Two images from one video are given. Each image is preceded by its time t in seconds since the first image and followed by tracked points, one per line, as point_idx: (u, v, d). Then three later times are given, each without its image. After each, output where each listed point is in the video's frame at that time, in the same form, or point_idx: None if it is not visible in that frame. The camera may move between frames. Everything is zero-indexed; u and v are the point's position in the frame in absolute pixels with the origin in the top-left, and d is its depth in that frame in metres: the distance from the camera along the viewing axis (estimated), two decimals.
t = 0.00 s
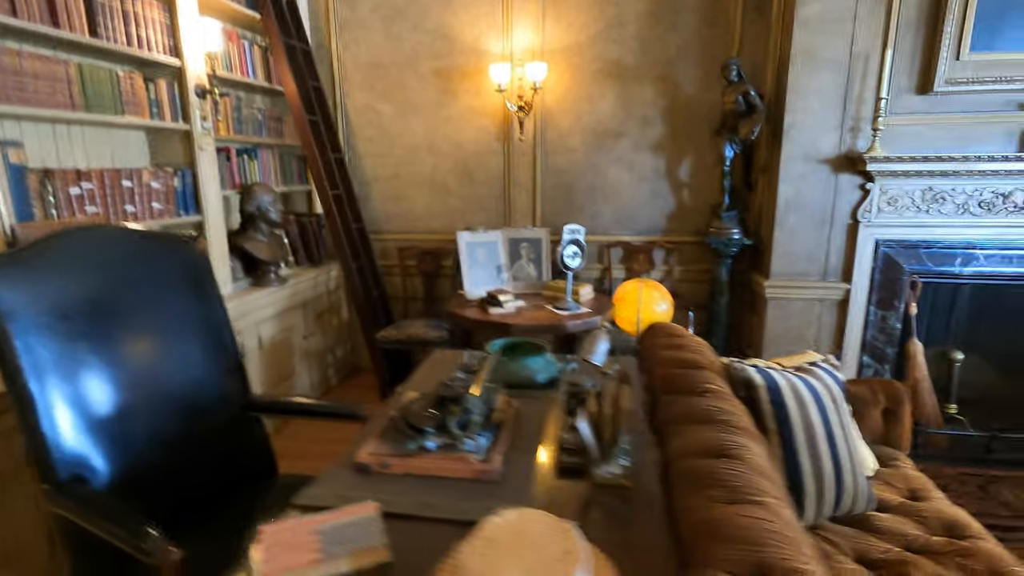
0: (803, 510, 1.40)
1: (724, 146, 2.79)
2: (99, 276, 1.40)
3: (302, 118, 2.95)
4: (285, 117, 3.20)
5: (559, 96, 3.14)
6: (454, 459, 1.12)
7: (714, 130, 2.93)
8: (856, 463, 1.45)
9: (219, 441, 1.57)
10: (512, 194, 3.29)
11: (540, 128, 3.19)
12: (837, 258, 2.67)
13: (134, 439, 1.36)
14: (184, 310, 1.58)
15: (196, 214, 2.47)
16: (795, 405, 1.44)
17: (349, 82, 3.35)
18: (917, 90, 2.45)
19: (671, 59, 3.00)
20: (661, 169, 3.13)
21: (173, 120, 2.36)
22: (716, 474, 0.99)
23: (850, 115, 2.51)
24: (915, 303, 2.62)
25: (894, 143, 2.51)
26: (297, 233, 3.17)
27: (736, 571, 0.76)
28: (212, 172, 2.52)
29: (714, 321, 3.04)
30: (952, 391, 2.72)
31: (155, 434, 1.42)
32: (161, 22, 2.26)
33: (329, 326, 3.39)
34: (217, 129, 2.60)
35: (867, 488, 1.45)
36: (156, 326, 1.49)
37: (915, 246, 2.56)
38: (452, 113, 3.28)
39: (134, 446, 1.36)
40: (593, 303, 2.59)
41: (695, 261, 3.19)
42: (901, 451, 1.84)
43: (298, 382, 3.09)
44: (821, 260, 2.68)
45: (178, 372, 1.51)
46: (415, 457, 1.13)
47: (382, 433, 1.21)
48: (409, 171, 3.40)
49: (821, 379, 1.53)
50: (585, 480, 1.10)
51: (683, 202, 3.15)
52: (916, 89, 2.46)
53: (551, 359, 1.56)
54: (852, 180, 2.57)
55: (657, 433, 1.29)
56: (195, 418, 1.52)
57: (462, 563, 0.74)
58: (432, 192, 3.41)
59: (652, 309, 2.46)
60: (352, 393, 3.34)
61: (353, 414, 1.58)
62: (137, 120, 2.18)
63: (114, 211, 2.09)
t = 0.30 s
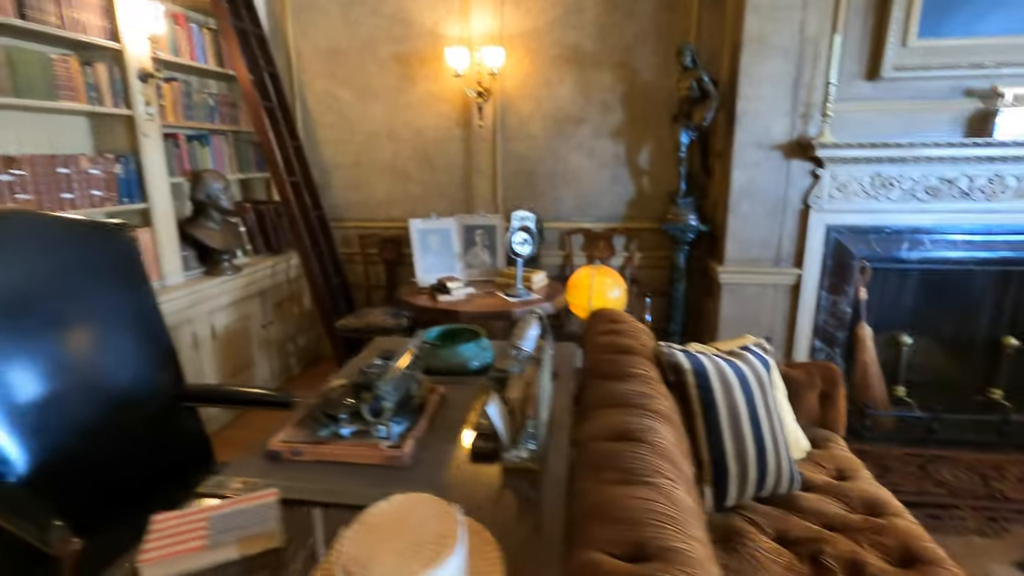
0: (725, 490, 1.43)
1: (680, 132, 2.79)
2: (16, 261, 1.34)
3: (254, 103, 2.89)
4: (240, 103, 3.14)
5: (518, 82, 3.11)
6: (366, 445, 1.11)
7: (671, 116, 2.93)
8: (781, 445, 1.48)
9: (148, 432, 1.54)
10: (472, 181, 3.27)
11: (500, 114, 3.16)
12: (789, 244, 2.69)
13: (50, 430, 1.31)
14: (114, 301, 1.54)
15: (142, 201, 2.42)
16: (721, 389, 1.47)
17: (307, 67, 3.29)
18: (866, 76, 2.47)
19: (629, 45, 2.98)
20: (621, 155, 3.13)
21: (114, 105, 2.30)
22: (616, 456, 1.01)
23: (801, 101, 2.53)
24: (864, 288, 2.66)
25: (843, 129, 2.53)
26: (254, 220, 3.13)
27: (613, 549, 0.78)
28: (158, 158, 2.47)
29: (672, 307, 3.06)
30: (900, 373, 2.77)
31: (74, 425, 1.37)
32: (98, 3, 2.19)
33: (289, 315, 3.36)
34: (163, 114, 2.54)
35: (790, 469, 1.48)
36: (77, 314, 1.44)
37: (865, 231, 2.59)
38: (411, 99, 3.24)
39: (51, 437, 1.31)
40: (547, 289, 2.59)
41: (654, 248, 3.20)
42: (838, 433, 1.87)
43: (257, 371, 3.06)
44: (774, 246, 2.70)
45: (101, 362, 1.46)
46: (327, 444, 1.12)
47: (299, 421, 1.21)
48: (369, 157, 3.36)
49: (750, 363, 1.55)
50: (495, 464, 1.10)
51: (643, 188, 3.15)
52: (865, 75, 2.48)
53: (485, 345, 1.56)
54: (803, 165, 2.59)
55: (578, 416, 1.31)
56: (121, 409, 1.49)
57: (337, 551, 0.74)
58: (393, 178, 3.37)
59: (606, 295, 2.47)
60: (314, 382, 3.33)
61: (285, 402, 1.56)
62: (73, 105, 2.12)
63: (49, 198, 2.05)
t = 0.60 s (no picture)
0: (687, 480, 1.43)
1: (657, 122, 2.78)
2: None
3: (226, 93, 2.83)
4: (213, 92, 3.09)
5: (495, 72, 3.09)
6: (318, 437, 1.10)
7: (649, 107, 2.91)
8: (743, 434, 1.48)
9: (108, 427, 1.47)
10: (451, 171, 3.25)
11: (477, 104, 3.14)
12: (765, 235, 2.69)
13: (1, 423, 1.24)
14: (73, 292, 1.47)
15: (109, 192, 2.38)
16: (683, 378, 1.47)
17: (282, 57, 3.25)
18: (841, 66, 2.47)
19: (607, 34, 2.96)
20: (599, 146, 3.11)
21: (79, 94, 2.25)
22: (567, 445, 1.00)
23: (776, 91, 2.52)
24: (839, 278, 2.68)
25: (818, 119, 2.53)
26: (229, 212, 3.09)
27: (550, 538, 0.77)
28: (125, 148, 2.42)
29: (651, 297, 3.06)
30: (874, 363, 2.80)
31: (29, 418, 1.30)
32: None
33: (267, 308, 3.32)
34: (130, 104, 2.49)
35: (754, 458, 1.48)
36: (32, 303, 1.37)
37: (839, 221, 2.59)
38: (388, 89, 3.20)
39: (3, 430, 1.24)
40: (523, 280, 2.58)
41: (633, 239, 3.20)
42: (806, 421, 1.88)
43: (233, 365, 3.03)
44: (750, 237, 2.70)
45: (57, 353, 1.39)
46: (278, 436, 1.11)
47: (253, 413, 1.19)
48: (347, 148, 3.33)
49: (714, 352, 1.56)
50: (447, 455, 1.10)
51: (622, 179, 3.14)
52: (840, 65, 2.48)
53: (451, 336, 1.56)
54: (779, 156, 2.59)
55: (537, 406, 1.30)
56: (79, 403, 1.41)
57: (268, 542, 0.73)
58: (371, 169, 3.34)
59: (582, 286, 2.46)
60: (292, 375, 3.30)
61: (245, 393, 1.54)
62: (35, 94, 2.07)
63: (10, 189, 2.01)
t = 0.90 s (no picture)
0: (673, 474, 1.44)
1: (648, 117, 2.78)
2: None
3: (216, 85, 2.81)
4: (202, 84, 3.07)
5: (487, 65, 3.07)
6: (301, 430, 1.09)
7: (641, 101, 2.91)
8: (728, 429, 1.49)
9: (94, 420, 1.46)
10: (442, 165, 3.24)
11: (469, 98, 3.12)
12: (755, 230, 2.70)
13: None
14: (59, 284, 1.46)
15: (96, 183, 2.36)
16: (669, 372, 1.48)
17: (272, 48, 3.22)
18: (832, 61, 2.47)
19: (599, 27, 2.95)
20: (591, 140, 3.11)
21: (64, 85, 2.22)
22: (549, 439, 1.00)
23: (767, 86, 2.53)
24: (828, 274, 2.69)
25: (808, 115, 2.53)
26: (219, 205, 3.06)
27: (529, 531, 0.78)
28: (112, 140, 2.40)
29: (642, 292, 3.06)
30: (863, 358, 2.82)
31: (13, 412, 1.29)
32: None
33: (257, 302, 3.31)
34: (117, 95, 2.46)
35: (739, 452, 1.49)
36: (15, 296, 1.35)
37: (829, 217, 2.61)
38: (380, 81, 3.18)
39: None
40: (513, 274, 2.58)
41: (625, 233, 3.20)
42: (793, 415, 1.89)
43: (224, 358, 3.02)
44: (741, 233, 2.71)
45: (42, 345, 1.38)
46: (262, 429, 1.10)
47: (237, 407, 1.18)
48: (338, 141, 3.31)
49: (701, 347, 1.56)
50: (431, 449, 1.10)
51: (614, 173, 3.14)
52: (831, 61, 2.48)
53: (438, 330, 1.55)
54: (769, 151, 2.59)
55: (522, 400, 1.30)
56: (65, 397, 1.41)
57: (246, 535, 0.72)
58: (362, 163, 3.32)
59: (572, 280, 2.46)
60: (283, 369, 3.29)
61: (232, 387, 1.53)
62: (20, 84, 2.04)
63: None
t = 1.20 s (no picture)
0: (663, 468, 1.44)
1: (642, 112, 2.77)
2: None
3: (206, 77, 2.78)
4: (193, 75, 3.03)
5: (481, 59, 3.06)
6: (291, 426, 1.09)
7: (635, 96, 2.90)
8: (719, 424, 1.49)
9: (83, 416, 1.45)
10: (436, 159, 3.22)
11: (463, 91, 3.11)
12: (748, 226, 2.71)
13: None
14: (46, 278, 1.44)
15: (85, 176, 2.33)
16: (660, 368, 1.48)
17: (264, 40, 3.19)
18: (826, 58, 2.48)
19: (593, 22, 2.94)
20: (585, 135, 3.10)
21: (51, 76, 2.19)
22: (539, 434, 1.00)
23: (760, 82, 2.53)
24: (820, 270, 2.71)
25: (802, 111, 2.54)
26: (210, 198, 3.04)
27: (518, 526, 0.78)
28: (101, 132, 2.37)
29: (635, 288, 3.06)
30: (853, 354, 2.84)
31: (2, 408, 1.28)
32: None
33: (249, 296, 3.29)
34: (105, 86, 2.43)
35: (729, 447, 1.50)
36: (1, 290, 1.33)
37: (820, 213, 2.62)
38: (373, 74, 3.16)
39: None
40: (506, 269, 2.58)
41: (618, 229, 3.20)
42: (783, 411, 1.90)
43: (215, 353, 3.00)
44: (733, 229, 2.72)
45: (30, 340, 1.36)
46: (252, 424, 1.10)
47: (226, 402, 1.17)
48: (330, 134, 3.28)
49: (692, 342, 1.57)
50: (422, 445, 1.09)
51: (607, 169, 3.14)
52: (824, 57, 2.48)
53: (430, 325, 1.55)
54: (762, 148, 2.59)
55: (513, 396, 1.30)
56: (53, 392, 1.39)
57: (234, 531, 0.72)
58: (355, 156, 3.30)
59: (565, 276, 2.46)
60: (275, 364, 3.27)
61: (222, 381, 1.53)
62: (6, 75, 2.01)
63: None
